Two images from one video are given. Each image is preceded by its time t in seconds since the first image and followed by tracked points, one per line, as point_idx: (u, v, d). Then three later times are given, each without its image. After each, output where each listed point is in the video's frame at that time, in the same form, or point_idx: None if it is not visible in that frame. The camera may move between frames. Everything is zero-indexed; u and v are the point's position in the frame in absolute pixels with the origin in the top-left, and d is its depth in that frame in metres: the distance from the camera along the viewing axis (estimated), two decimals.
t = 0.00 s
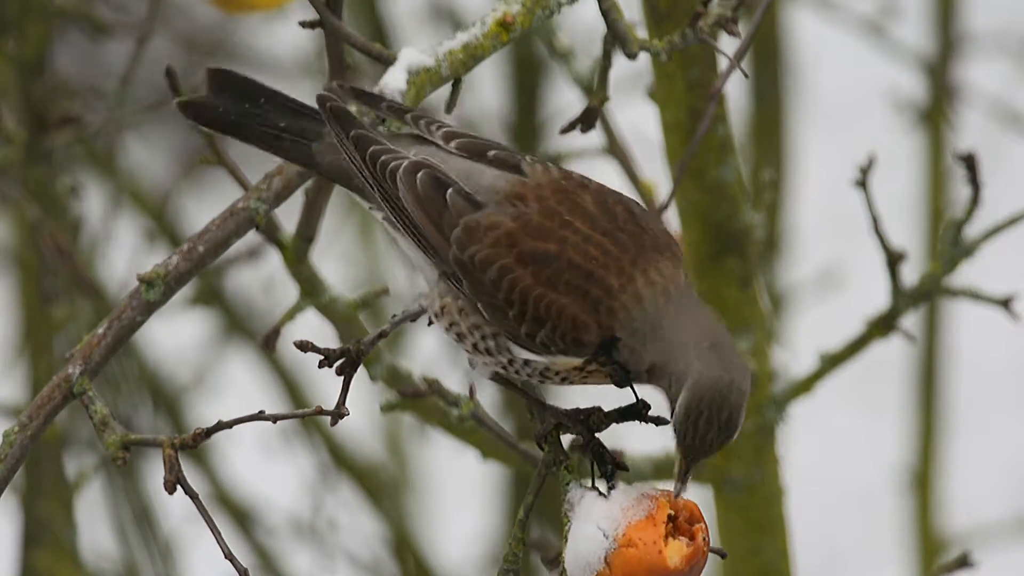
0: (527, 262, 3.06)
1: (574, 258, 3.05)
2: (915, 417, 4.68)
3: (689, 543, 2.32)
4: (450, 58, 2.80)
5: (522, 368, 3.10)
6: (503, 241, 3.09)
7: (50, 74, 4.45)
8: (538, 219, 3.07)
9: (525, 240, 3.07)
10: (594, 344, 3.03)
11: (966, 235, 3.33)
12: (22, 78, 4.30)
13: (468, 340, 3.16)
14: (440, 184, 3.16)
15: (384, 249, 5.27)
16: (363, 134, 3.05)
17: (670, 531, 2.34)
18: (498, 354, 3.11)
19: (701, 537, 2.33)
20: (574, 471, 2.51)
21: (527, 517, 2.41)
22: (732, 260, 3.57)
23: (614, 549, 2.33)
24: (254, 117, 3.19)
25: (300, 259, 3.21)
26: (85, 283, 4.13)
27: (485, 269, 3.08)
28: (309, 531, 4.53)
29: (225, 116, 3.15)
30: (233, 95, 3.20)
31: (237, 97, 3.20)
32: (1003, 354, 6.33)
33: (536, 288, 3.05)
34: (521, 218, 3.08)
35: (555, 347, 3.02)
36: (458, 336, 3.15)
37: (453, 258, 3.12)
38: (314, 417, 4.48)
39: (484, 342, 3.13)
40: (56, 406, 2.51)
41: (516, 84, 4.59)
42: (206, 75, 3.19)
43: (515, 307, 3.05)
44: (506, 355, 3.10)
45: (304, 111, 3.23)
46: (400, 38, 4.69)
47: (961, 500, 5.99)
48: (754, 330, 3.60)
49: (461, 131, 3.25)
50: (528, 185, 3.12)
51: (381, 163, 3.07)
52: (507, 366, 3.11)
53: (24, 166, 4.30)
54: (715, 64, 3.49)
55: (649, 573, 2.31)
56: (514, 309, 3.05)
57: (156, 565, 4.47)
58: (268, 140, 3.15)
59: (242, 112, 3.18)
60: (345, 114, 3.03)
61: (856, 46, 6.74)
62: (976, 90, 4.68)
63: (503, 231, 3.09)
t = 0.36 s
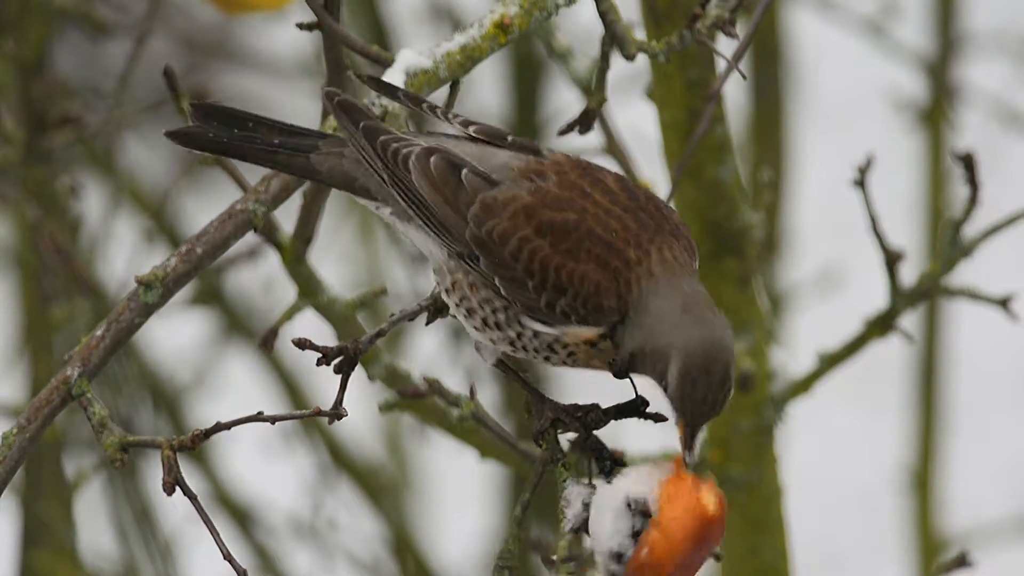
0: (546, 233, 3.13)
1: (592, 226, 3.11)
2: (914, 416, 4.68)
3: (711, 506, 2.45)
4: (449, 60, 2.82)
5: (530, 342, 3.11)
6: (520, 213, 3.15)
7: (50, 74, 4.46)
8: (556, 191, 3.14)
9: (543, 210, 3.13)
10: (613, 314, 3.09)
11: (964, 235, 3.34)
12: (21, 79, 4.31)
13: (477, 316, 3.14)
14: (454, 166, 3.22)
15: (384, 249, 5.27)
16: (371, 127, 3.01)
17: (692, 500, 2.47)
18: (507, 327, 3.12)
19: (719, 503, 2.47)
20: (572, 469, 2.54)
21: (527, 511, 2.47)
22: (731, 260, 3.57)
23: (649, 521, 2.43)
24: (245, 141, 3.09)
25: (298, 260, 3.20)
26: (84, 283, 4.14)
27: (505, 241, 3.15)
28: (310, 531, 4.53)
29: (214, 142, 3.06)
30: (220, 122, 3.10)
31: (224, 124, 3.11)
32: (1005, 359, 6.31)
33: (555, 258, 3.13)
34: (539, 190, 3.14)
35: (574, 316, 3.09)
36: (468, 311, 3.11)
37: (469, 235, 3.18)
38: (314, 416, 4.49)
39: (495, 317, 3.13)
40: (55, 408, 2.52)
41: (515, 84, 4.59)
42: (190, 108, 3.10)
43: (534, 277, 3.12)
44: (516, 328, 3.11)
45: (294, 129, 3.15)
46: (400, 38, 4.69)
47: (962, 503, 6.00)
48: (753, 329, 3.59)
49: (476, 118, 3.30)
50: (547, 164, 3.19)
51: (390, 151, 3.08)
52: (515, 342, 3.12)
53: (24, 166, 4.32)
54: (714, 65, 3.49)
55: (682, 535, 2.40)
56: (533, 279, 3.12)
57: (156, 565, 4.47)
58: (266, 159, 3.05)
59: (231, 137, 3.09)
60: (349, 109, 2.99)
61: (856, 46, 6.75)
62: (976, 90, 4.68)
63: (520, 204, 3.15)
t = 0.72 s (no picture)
0: (507, 175, 3.26)
1: (548, 158, 3.24)
2: (915, 416, 4.67)
3: (685, 524, 2.36)
4: (444, 51, 2.83)
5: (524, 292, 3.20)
6: (479, 160, 3.27)
7: (49, 73, 4.46)
8: (503, 130, 3.23)
9: (496, 153, 3.24)
10: (591, 238, 3.28)
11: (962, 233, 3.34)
12: (21, 78, 4.31)
13: (465, 282, 3.21)
14: (410, 128, 3.28)
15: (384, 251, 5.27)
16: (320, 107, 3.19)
17: (666, 510, 2.37)
18: (497, 283, 3.20)
19: (697, 517, 2.37)
20: (567, 454, 2.47)
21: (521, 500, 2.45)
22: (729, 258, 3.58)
23: (611, 529, 2.34)
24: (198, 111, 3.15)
25: (296, 254, 3.23)
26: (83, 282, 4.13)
27: (474, 191, 3.28)
28: (309, 531, 4.52)
29: (168, 114, 3.12)
30: (171, 93, 3.14)
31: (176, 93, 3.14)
32: (1005, 358, 6.31)
33: (523, 194, 3.27)
34: (488, 135, 3.24)
35: (557, 252, 3.26)
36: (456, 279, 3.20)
37: (439, 191, 3.30)
38: (314, 416, 4.49)
39: (481, 276, 3.22)
40: (48, 398, 2.51)
41: (515, 83, 4.59)
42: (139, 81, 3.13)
43: (510, 222, 3.26)
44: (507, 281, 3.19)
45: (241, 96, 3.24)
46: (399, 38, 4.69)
47: (963, 504, 5.99)
48: (749, 326, 3.58)
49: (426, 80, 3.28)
50: (489, 108, 3.27)
51: (343, 125, 3.20)
52: (508, 295, 3.20)
53: (24, 165, 4.32)
54: (712, 61, 3.49)
55: (644, 551, 2.32)
56: (510, 223, 3.26)
57: (155, 565, 4.47)
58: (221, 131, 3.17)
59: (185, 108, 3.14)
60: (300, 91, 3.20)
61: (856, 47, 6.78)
62: (976, 90, 4.68)
63: (477, 153, 3.25)
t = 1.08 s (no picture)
0: (496, 184, 3.22)
1: (537, 163, 3.19)
2: (914, 415, 4.67)
3: (687, 522, 2.29)
4: (448, 50, 2.82)
5: (522, 298, 3.16)
6: (468, 170, 3.24)
7: (49, 72, 4.46)
8: (490, 139, 3.20)
9: (484, 162, 3.21)
10: (588, 242, 3.21)
11: (964, 232, 3.34)
12: (21, 77, 4.30)
13: (461, 293, 3.21)
14: (398, 142, 3.26)
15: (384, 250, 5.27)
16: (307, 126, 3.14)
17: (668, 508, 2.30)
18: (495, 290, 3.18)
19: (698, 515, 2.31)
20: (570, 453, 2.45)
21: (526, 499, 2.41)
22: (731, 258, 3.58)
23: (611, 527, 2.27)
24: (181, 129, 3.06)
25: (298, 255, 3.17)
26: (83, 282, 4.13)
27: (465, 202, 3.26)
28: (310, 531, 4.51)
29: (150, 134, 3.03)
30: (153, 114, 3.06)
31: (159, 115, 3.06)
32: (1005, 357, 6.32)
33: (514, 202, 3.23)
34: (476, 145, 3.22)
35: (552, 258, 3.21)
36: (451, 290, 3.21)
37: (431, 204, 3.29)
38: (314, 416, 4.48)
39: (479, 285, 3.21)
40: (54, 397, 2.51)
41: (516, 83, 4.59)
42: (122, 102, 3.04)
43: (503, 230, 3.23)
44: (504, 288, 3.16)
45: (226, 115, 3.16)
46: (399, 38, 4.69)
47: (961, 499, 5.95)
48: (752, 326, 3.59)
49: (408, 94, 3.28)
50: (475, 117, 3.25)
51: (331, 143, 3.15)
52: (507, 304, 3.17)
53: (24, 165, 4.32)
54: (713, 61, 3.49)
55: (646, 549, 2.25)
56: (503, 232, 3.22)
57: (156, 565, 4.46)
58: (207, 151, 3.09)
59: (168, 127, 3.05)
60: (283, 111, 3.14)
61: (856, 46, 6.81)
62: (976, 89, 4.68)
63: (464, 163, 3.23)
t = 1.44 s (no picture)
0: (495, 187, 3.25)
1: (530, 163, 3.23)
2: (914, 416, 4.67)
3: (684, 526, 2.28)
4: (447, 52, 2.82)
5: (530, 300, 3.18)
6: (470, 175, 3.26)
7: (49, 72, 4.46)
8: (484, 141, 3.23)
9: (482, 166, 3.23)
10: (593, 244, 3.26)
11: (964, 234, 3.33)
12: (21, 78, 4.30)
13: (467, 297, 3.20)
14: (401, 148, 3.27)
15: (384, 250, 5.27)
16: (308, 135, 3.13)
17: (664, 512, 2.29)
18: (501, 293, 3.19)
19: (695, 520, 2.30)
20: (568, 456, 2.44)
21: (524, 502, 2.41)
22: (730, 260, 3.57)
23: (608, 531, 2.26)
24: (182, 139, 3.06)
25: (297, 257, 3.18)
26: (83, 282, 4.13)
27: (471, 207, 3.26)
28: (310, 531, 4.52)
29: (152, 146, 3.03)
30: (153, 124, 3.06)
31: (157, 124, 3.06)
32: (1006, 357, 6.32)
33: (515, 205, 3.25)
34: (472, 149, 3.24)
35: (560, 260, 3.23)
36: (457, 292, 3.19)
37: (437, 209, 3.30)
38: (314, 417, 4.48)
39: (485, 288, 3.21)
40: (53, 399, 2.51)
41: (516, 83, 4.59)
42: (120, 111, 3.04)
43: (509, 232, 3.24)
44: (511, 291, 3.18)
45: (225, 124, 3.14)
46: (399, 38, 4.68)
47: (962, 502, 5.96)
48: (752, 328, 3.59)
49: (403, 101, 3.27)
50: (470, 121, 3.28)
51: (334, 152, 3.15)
52: (514, 306, 3.19)
53: (24, 165, 4.32)
54: (713, 62, 3.49)
55: (642, 553, 2.24)
56: (510, 235, 3.23)
57: (156, 565, 4.46)
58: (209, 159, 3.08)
59: (169, 137, 3.06)
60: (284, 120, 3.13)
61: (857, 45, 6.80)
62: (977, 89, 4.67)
63: (463, 168, 3.25)
